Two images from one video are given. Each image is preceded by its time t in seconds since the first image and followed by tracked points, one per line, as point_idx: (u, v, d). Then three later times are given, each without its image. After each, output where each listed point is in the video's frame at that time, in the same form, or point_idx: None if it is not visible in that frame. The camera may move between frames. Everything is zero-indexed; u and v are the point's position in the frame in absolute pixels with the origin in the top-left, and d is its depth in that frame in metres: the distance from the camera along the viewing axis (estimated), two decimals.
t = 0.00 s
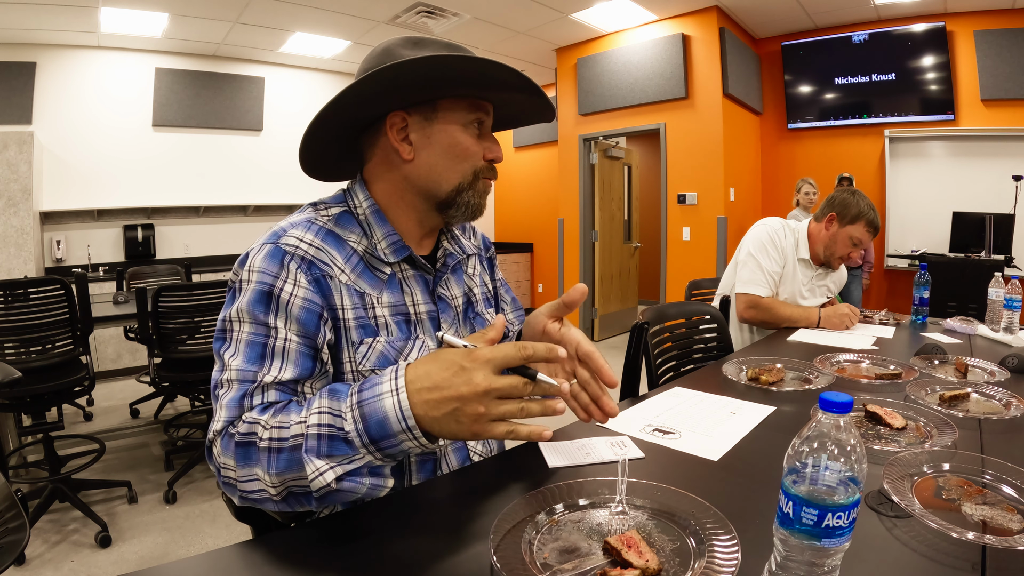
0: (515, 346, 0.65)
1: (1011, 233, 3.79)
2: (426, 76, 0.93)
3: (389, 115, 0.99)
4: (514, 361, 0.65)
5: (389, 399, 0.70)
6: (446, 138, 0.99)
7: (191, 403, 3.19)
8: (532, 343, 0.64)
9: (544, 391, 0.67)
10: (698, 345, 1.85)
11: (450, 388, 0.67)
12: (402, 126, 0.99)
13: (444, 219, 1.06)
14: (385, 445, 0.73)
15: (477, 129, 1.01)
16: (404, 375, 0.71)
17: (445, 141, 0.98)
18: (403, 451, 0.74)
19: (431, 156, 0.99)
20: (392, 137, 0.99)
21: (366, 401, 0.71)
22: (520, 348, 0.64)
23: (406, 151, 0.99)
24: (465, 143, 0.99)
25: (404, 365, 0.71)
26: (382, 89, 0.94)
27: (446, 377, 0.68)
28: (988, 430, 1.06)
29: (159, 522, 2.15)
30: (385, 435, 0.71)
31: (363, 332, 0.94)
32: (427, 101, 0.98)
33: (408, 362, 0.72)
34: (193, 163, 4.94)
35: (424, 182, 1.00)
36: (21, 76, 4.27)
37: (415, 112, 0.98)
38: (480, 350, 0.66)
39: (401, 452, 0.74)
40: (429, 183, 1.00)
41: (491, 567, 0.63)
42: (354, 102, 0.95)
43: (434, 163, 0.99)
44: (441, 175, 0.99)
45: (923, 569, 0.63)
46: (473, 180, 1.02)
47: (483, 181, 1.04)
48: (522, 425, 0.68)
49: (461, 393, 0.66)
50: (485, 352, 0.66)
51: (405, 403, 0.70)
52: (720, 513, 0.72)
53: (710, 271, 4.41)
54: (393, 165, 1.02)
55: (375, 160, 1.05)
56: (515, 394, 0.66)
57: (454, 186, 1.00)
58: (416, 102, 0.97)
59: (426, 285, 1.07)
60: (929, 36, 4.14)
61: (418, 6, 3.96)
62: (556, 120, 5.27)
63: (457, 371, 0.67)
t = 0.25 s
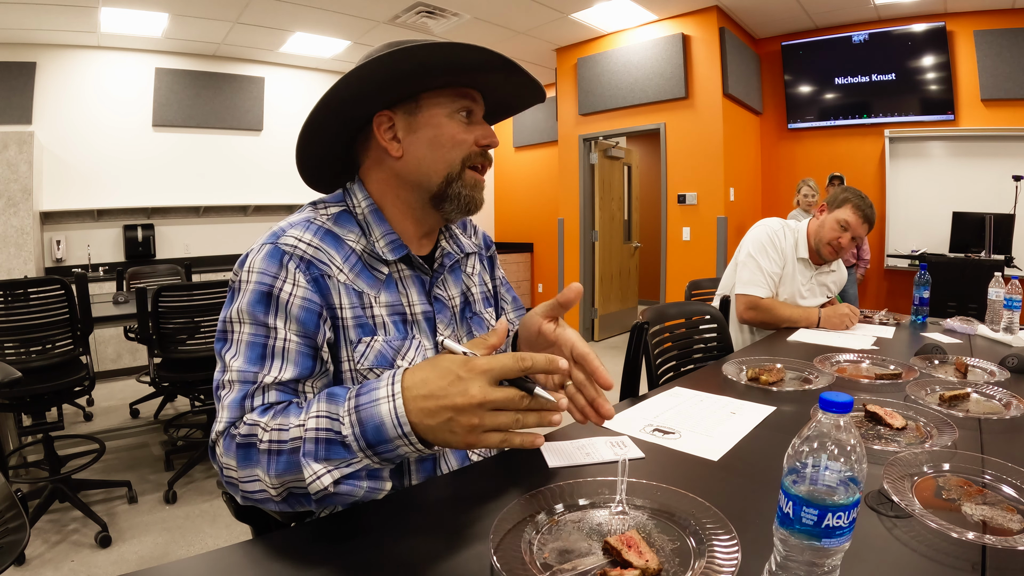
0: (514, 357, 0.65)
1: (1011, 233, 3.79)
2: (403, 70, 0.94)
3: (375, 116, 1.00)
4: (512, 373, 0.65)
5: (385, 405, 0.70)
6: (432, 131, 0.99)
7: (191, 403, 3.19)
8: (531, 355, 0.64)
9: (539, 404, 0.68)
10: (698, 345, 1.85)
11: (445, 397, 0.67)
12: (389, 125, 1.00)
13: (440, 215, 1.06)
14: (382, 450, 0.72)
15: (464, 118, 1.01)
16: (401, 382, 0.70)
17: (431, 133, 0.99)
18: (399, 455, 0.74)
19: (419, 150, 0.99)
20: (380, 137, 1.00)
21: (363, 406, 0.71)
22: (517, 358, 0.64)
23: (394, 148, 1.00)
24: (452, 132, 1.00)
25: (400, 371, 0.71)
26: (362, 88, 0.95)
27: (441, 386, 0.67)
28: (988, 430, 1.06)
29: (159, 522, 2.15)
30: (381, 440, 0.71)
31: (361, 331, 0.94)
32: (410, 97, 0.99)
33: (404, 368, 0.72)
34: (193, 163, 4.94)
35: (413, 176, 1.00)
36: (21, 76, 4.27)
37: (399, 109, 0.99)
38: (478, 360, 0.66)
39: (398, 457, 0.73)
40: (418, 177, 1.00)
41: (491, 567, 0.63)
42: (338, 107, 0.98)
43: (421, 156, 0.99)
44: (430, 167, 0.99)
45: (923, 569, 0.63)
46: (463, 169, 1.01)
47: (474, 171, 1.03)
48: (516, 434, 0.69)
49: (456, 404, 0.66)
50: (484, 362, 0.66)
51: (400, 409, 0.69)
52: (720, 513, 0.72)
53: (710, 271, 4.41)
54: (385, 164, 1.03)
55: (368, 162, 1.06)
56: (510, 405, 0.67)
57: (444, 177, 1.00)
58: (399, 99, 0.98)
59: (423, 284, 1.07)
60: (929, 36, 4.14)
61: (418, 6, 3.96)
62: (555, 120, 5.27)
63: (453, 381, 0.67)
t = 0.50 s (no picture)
0: (512, 371, 0.65)
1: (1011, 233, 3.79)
2: (422, 77, 0.94)
3: (386, 118, 0.99)
4: (508, 387, 0.64)
5: (381, 409, 0.70)
6: (445, 137, 1.00)
7: (191, 403, 3.19)
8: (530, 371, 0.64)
9: (533, 420, 0.67)
10: (698, 345, 1.85)
11: (439, 403, 0.67)
12: (400, 127, 0.99)
13: (446, 218, 1.08)
14: (378, 453, 0.72)
15: (473, 126, 1.03)
16: (397, 386, 0.70)
17: (443, 139, 0.99)
18: (397, 459, 0.74)
19: (431, 156, 1.00)
20: (392, 139, 0.99)
21: (360, 409, 0.71)
22: (515, 372, 0.64)
23: (407, 151, 1.00)
24: (463, 140, 1.01)
25: (398, 376, 0.71)
26: (378, 92, 0.94)
27: (437, 392, 0.67)
28: (988, 430, 1.06)
29: (159, 522, 2.15)
30: (377, 443, 0.71)
31: (359, 331, 0.94)
32: (422, 102, 0.99)
33: (402, 373, 0.72)
34: (193, 163, 4.94)
35: (425, 181, 1.01)
36: (21, 76, 4.27)
37: (412, 113, 0.98)
38: (475, 369, 0.66)
39: (394, 460, 0.73)
40: (431, 182, 1.01)
41: (491, 567, 0.63)
42: (352, 108, 0.96)
43: (434, 162, 1.00)
44: (442, 173, 1.00)
45: (923, 569, 0.63)
46: (472, 176, 1.04)
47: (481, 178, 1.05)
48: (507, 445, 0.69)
49: (450, 411, 0.66)
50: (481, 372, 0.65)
51: (396, 413, 0.69)
52: (720, 513, 0.72)
53: (710, 271, 4.41)
54: (393, 167, 1.03)
55: (373, 161, 1.05)
56: (502, 420, 0.66)
57: (455, 183, 1.02)
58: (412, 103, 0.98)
59: (420, 284, 1.07)
60: (929, 36, 4.14)
61: (418, 6, 3.96)
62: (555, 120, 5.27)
63: (448, 388, 0.67)
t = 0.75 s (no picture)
0: (504, 389, 0.65)
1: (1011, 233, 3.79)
2: (415, 75, 0.94)
3: (384, 120, 0.99)
4: (497, 401, 0.64)
5: (376, 411, 0.70)
6: (444, 132, 1.00)
7: (191, 403, 3.19)
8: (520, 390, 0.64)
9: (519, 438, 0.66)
10: (698, 345, 1.85)
11: (427, 404, 0.67)
12: (399, 127, 1.00)
13: (451, 211, 1.08)
14: (368, 455, 0.72)
15: (470, 118, 1.03)
16: (394, 390, 0.70)
17: (443, 134, 1.00)
18: (385, 464, 0.74)
19: (433, 151, 1.00)
20: (391, 141, 1.00)
21: (355, 410, 0.71)
22: (505, 392, 0.64)
23: (408, 151, 1.00)
24: (461, 132, 1.01)
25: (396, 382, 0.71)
26: (372, 96, 0.94)
27: (428, 394, 0.68)
28: (988, 430, 1.06)
29: (159, 522, 2.15)
30: (367, 446, 0.71)
31: (359, 331, 0.94)
32: (418, 100, 0.99)
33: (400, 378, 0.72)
34: (193, 163, 4.94)
35: (428, 177, 1.01)
36: (21, 76, 4.27)
37: (409, 111, 0.99)
38: (467, 377, 0.67)
39: (384, 464, 0.73)
40: (433, 178, 1.01)
41: (491, 567, 0.63)
42: (349, 114, 0.96)
43: (437, 158, 1.00)
44: (445, 167, 1.01)
45: (923, 569, 0.63)
46: (475, 166, 1.04)
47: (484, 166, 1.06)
48: (488, 463, 0.67)
49: (436, 412, 0.66)
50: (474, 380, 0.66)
51: (391, 416, 0.69)
52: (720, 513, 0.72)
53: (710, 271, 4.41)
54: (394, 167, 1.03)
55: (373, 165, 1.05)
56: (487, 432, 0.65)
57: (459, 175, 1.02)
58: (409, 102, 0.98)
59: (421, 285, 1.07)
60: (929, 36, 4.14)
61: (418, 6, 3.96)
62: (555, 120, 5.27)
63: (439, 391, 0.67)
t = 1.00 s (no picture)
0: (508, 390, 0.66)
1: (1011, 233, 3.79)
2: (420, 77, 0.94)
3: (387, 119, 0.99)
4: (503, 403, 0.65)
5: (383, 415, 0.70)
6: (445, 135, 1.00)
7: (191, 403, 3.19)
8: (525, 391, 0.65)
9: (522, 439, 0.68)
10: (698, 345, 1.85)
11: (434, 407, 0.67)
12: (401, 127, 0.99)
13: (450, 214, 1.08)
14: (377, 458, 0.72)
15: (473, 123, 1.03)
16: (401, 393, 0.70)
17: (444, 136, 1.00)
18: (393, 465, 0.74)
19: (433, 154, 1.00)
20: (393, 140, 1.00)
21: (361, 413, 0.71)
22: (511, 394, 0.65)
23: (409, 151, 1.00)
24: (463, 135, 1.02)
25: (402, 385, 0.71)
26: (376, 95, 0.94)
27: (434, 397, 0.68)
28: (988, 430, 1.06)
29: (159, 522, 2.15)
30: (375, 448, 0.71)
31: (359, 331, 0.94)
32: (422, 101, 0.99)
33: (406, 381, 0.72)
34: (193, 163, 4.94)
35: (428, 179, 1.01)
36: (21, 76, 4.27)
37: (413, 112, 0.99)
38: (472, 378, 0.67)
39: (392, 466, 0.73)
40: (433, 180, 1.01)
41: (491, 567, 0.63)
42: (352, 112, 0.96)
43: (437, 160, 1.00)
44: (445, 170, 1.01)
45: (924, 569, 0.63)
46: (474, 171, 1.04)
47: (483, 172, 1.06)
48: (494, 463, 0.68)
49: (443, 415, 0.66)
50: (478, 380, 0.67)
51: (398, 421, 0.69)
52: (720, 513, 0.72)
53: (710, 271, 4.41)
54: (395, 166, 1.03)
55: (375, 163, 1.05)
56: (493, 433, 0.66)
57: (458, 179, 1.02)
58: (412, 103, 0.98)
59: (421, 285, 1.07)
60: (929, 36, 4.14)
61: (418, 6, 3.96)
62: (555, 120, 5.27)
63: (444, 393, 0.67)
